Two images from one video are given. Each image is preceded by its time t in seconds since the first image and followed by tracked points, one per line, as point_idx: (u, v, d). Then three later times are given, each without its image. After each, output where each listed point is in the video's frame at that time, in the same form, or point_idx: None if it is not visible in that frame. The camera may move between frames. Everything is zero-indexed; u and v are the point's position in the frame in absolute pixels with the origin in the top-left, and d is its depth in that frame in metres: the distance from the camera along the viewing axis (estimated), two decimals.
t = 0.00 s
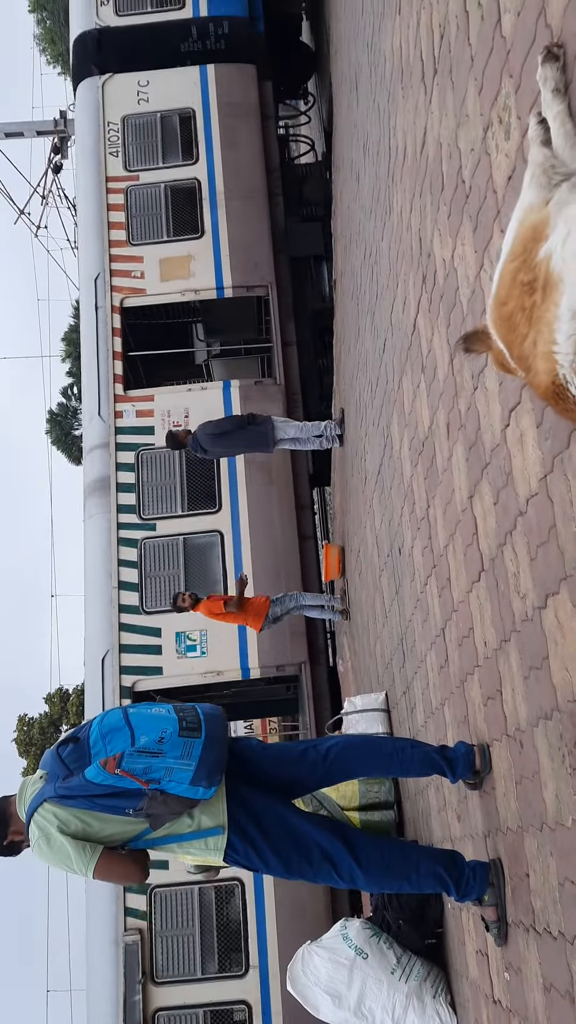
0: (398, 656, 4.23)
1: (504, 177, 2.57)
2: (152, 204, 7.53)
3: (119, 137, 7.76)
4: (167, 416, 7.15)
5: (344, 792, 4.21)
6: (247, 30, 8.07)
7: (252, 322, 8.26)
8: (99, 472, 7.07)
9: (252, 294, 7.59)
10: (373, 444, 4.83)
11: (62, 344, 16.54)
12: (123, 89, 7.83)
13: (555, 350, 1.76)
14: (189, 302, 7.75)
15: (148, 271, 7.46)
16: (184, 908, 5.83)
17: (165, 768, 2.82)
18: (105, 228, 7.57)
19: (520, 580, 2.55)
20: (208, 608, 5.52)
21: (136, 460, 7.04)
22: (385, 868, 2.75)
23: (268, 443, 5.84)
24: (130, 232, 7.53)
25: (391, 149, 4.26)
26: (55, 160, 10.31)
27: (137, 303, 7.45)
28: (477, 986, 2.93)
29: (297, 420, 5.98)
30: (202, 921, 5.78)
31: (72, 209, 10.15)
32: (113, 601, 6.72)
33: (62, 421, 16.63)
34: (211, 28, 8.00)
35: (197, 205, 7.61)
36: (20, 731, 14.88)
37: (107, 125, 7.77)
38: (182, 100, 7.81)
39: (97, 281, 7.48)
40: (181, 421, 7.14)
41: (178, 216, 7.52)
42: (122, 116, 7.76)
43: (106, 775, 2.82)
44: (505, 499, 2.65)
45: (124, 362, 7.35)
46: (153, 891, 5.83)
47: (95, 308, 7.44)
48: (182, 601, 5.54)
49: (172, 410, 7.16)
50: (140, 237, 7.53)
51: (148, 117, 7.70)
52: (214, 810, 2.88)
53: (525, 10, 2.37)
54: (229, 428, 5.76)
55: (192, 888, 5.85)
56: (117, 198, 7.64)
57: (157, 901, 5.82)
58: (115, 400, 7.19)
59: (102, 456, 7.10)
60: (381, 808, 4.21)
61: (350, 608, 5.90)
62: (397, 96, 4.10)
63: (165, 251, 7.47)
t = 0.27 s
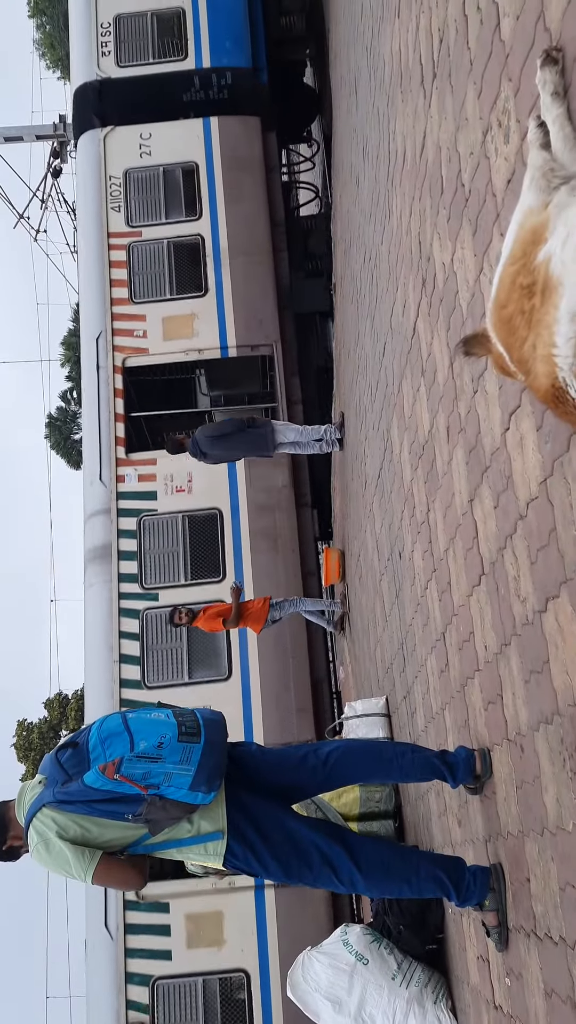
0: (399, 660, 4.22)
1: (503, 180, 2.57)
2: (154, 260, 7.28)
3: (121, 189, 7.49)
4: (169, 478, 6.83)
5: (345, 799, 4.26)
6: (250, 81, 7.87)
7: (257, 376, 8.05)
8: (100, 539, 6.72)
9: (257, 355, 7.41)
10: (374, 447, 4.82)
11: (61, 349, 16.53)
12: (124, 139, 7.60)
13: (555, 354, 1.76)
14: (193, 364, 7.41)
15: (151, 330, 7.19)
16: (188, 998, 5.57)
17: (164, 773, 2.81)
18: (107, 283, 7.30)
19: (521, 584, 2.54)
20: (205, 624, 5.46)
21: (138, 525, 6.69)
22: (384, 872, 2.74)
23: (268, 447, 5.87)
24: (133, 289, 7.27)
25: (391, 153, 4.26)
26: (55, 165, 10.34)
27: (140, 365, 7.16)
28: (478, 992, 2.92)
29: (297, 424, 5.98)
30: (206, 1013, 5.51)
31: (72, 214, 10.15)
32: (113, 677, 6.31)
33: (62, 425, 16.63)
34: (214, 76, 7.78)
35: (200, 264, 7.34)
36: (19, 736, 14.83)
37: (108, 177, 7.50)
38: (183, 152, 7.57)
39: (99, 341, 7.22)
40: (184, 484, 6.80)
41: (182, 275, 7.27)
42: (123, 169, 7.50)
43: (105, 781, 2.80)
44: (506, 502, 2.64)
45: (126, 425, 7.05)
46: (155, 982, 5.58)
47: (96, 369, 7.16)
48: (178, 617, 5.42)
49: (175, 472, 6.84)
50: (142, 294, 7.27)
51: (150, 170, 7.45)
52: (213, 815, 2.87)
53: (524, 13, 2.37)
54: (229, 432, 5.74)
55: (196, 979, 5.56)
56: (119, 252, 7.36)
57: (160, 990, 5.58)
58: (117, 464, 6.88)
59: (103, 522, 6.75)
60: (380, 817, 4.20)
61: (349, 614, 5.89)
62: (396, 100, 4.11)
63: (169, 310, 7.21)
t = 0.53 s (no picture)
0: (398, 668, 4.21)
1: (501, 191, 2.58)
2: (156, 321, 7.42)
3: (124, 249, 7.65)
4: (172, 547, 6.90)
5: (346, 816, 4.20)
6: (254, 136, 8.08)
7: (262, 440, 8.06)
8: (100, 609, 6.75)
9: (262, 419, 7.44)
10: (372, 454, 4.82)
11: (60, 354, 16.55)
12: (127, 200, 7.78)
13: (552, 367, 1.76)
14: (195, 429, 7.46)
15: (154, 393, 7.28)
16: None
17: (163, 783, 2.81)
18: (108, 346, 7.41)
19: (520, 593, 2.54)
20: (205, 640, 5.38)
21: (139, 596, 6.74)
22: (384, 882, 2.73)
23: (267, 451, 5.84)
24: (135, 353, 7.38)
25: (389, 162, 4.28)
26: (55, 172, 10.37)
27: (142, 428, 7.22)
28: (478, 1003, 2.91)
29: (296, 430, 6.00)
30: None
31: (72, 220, 10.19)
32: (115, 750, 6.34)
33: (61, 431, 16.63)
34: (217, 134, 8.00)
35: (203, 325, 7.49)
36: (17, 742, 14.80)
37: (111, 237, 7.67)
38: (186, 212, 7.75)
39: (100, 403, 7.31)
40: (187, 553, 6.88)
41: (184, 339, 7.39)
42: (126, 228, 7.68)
43: (104, 791, 2.81)
44: (504, 511, 2.64)
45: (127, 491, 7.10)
46: None
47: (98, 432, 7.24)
48: (177, 635, 5.30)
49: (177, 541, 6.91)
50: (145, 358, 7.38)
51: (153, 229, 7.62)
52: (212, 825, 2.87)
53: (522, 27, 2.37)
54: (228, 436, 5.76)
55: None
56: (122, 315, 7.50)
57: None
58: (118, 531, 6.92)
59: (103, 592, 6.78)
60: (376, 838, 4.15)
61: (349, 627, 5.81)
62: (394, 110, 4.12)
63: (172, 373, 7.31)
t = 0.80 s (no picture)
0: (399, 710, 4.18)
1: (498, 236, 2.61)
2: (159, 414, 7.43)
3: (128, 343, 7.67)
4: (173, 651, 6.83)
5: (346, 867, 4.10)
6: (258, 228, 8.10)
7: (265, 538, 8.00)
8: (98, 720, 6.59)
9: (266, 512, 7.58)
10: (372, 493, 4.83)
11: (61, 392, 16.65)
12: (131, 292, 7.82)
13: (552, 412, 1.77)
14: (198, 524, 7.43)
15: (155, 490, 7.29)
16: None
17: (161, 828, 2.76)
18: (111, 441, 7.40)
19: (521, 635, 2.52)
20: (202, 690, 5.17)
21: (139, 704, 6.62)
22: (385, 932, 2.65)
23: (266, 487, 5.83)
24: (138, 450, 7.36)
25: (387, 206, 4.34)
26: (58, 214, 10.52)
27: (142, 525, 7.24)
28: None
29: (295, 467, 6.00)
30: None
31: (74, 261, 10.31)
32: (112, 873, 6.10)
33: (61, 468, 16.66)
34: (221, 225, 7.99)
35: (207, 421, 7.52)
36: (13, 781, 14.61)
37: (115, 330, 7.69)
38: (191, 304, 7.79)
39: (101, 501, 7.29)
40: (188, 658, 6.81)
41: (187, 435, 7.40)
42: (130, 321, 7.71)
43: (101, 837, 2.75)
44: (505, 552, 2.63)
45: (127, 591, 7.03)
46: None
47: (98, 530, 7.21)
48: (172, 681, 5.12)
49: (178, 645, 6.84)
50: (147, 453, 7.35)
51: (157, 322, 7.67)
52: (211, 873, 2.82)
53: (517, 79, 2.42)
54: (226, 472, 5.76)
55: None
56: (125, 409, 7.50)
57: None
58: (118, 634, 6.87)
59: (101, 700, 6.65)
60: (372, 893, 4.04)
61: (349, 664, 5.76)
62: (392, 156, 4.19)
63: (175, 468, 7.32)
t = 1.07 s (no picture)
0: (400, 761, 4.12)
1: (495, 290, 2.65)
2: (164, 520, 6.75)
3: (130, 444, 6.98)
4: (173, 778, 6.07)
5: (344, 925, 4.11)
6: (264, 326, 7.54)
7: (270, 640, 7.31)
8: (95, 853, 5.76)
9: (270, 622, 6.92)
10: (372, 539, 4.83)
11: (62, 438, 16.73)
12: (134, 391, 7.15)
13: (550, 464, 1.78)
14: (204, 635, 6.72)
15: (158, 598, 6.60)
16: None
17: (158, 885, 2.71)
18: (112, 547, 6.68)
19: (523, 688, 2.50)
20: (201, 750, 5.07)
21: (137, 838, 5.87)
22: (386, 994, 2.58)
23: (265, 533, 5.82)
24: (140, 555, 6.66)
25: (385, 259, 4.42)
26: (62, 265, 10.69)
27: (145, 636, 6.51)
28: None
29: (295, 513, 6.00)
30: None
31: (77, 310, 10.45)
32: None
33: (61, 514, 16.67)
34: (226, 323, 7.46)
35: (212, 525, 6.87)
36: (8, 833, 14.35)
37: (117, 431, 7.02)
38: (196, 404, 7.17)
39: (101, 610, 6.54)
40: (190, 785, 6.07)
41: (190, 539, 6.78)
42: (133, 422, 7.03)
43: (96, 894, 2.68)
44: (506, 602, 2.63)
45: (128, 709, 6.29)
46: None
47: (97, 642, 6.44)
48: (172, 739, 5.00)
49: (179, 771, 6.09)
50: (149, 558, 6.66)
51: (161, 424, 7.01)
52: (208, 931, 2.75)
53: (511, 139, 2.48)
54: (225, 517, 5.71)
55: None
56: (126, 512, 6.79)
57: None
58: (117, 758, 6.09)
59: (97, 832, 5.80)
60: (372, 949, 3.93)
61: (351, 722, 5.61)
62: (390, 210, 4.28)
63: (177, 577, 6.66)
